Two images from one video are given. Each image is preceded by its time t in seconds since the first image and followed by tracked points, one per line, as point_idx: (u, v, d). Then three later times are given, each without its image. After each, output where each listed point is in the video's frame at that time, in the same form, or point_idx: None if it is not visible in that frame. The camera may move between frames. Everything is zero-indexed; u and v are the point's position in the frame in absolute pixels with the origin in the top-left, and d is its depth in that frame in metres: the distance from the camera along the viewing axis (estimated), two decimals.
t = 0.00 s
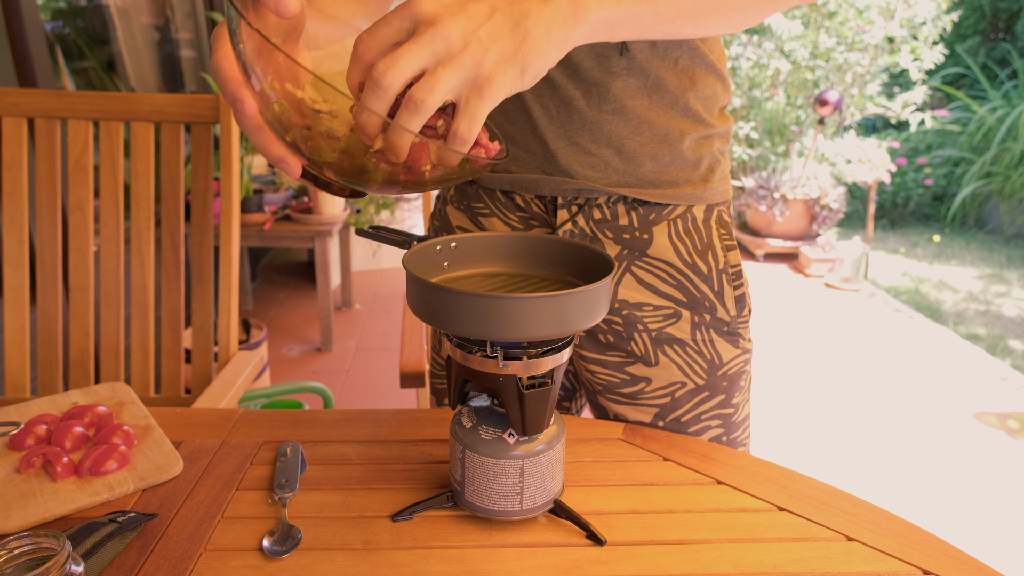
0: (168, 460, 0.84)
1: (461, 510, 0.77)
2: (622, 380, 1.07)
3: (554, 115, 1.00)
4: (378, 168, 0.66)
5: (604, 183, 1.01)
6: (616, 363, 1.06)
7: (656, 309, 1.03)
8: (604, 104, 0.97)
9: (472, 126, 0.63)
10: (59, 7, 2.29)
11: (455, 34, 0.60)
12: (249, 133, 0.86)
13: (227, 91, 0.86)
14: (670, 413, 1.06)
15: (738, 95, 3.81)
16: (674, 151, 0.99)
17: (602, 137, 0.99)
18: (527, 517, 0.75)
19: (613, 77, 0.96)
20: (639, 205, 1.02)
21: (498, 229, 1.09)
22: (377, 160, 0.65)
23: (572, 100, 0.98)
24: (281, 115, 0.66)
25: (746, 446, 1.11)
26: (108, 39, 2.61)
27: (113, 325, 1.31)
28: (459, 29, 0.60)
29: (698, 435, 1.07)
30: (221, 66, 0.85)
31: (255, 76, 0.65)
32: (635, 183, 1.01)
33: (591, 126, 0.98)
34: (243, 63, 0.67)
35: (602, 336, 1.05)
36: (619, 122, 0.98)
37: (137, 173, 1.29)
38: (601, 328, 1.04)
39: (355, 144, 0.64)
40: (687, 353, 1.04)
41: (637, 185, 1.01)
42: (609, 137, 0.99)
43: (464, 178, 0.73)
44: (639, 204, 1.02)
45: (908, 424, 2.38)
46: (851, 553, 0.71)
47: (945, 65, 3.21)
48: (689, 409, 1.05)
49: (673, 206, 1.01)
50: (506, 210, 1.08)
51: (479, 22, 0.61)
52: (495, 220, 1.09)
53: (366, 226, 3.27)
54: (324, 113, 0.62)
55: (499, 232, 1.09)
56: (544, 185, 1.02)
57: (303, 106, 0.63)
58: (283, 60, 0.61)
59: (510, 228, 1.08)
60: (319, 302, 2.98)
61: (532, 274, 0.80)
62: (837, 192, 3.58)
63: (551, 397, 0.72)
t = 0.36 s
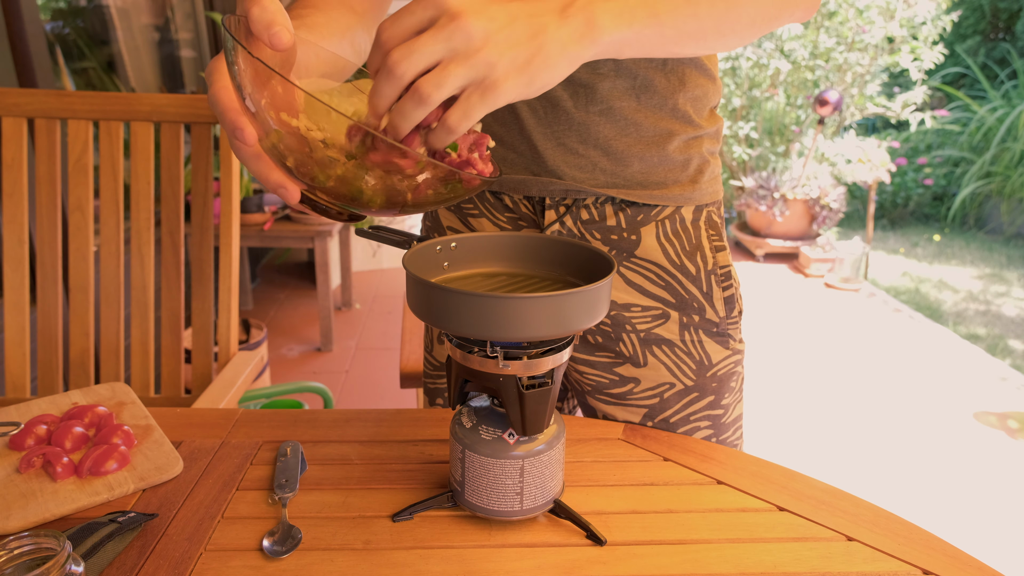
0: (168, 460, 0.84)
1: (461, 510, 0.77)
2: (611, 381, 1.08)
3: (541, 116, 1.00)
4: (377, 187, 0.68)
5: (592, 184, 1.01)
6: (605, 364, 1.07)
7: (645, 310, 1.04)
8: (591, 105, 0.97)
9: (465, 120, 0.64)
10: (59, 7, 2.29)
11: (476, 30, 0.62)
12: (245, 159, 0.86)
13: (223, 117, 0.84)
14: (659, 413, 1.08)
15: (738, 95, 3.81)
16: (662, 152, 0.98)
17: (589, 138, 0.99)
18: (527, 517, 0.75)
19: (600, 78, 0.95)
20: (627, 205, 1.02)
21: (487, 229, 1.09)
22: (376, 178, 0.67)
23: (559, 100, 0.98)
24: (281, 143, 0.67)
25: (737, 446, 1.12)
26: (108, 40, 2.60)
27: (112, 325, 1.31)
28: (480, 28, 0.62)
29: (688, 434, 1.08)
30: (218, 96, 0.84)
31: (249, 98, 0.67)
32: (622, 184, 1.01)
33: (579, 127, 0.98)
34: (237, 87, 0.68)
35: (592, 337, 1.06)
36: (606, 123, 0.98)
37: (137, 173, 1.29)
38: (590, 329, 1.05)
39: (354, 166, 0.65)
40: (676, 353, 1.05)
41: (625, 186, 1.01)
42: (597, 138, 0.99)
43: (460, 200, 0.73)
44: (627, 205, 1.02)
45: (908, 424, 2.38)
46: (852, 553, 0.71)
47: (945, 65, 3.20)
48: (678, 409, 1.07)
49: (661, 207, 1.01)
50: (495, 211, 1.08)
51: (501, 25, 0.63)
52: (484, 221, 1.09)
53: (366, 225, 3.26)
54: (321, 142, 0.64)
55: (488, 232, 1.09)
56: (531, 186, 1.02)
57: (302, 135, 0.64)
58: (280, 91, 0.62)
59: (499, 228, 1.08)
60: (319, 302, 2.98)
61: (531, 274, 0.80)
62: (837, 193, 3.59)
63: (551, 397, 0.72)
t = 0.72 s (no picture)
0: (168, 460, 0.84)
1: (460, 510, 0.77)
2: (605, 382, 1.08)
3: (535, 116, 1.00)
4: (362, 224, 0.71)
5: (585, 185, 1.01)
6: (600, 365, 1.07)
7: (639, 310, 1.04)
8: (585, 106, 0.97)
9: (566, 119, 0.66)
10: (58, 7, 2.29)
11: (574, 37, 0.62)
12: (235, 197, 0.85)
13: (212, 155, 0.84)
14: (654, 414, 1.07)
15: (738, 95, 3.82)
16: (656, 152, 0.98)
17: (583, 139, 0.99)
18: (527, 518, 0.75)
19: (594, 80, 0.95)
20: (621, 206, 1.02)
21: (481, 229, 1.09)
22: (362, 215, 0.70)
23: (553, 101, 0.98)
24: (267, 179, 0.71)
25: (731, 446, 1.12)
26: (108, 40, 2.60)
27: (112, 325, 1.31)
28: (578, 32, 0.62)
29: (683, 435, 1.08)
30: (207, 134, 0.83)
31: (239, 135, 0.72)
32: (616, 185, 1.01)
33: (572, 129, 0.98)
34: (224, 120, 0.73)
35: (586, 338, 1.06)
36: (600, 125, 0.98)
37: (137, 173, 1.29)
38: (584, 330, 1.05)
39: (340, 202, 0.69)
40: (671, 354, 1.05)
41: (619, 187, 1.01)
42: (591, 139, 0.98)
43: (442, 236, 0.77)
44: (621, 206, 1.02)
45: (908, 425, 2.38)
46: (851, 553, 0.71)
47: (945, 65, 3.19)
48: (673, 410, 1.07)
49: (655, 208, 1.01)
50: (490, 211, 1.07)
51: (594, 27, 0.63)
52: (478, 221, 1.09)
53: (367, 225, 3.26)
54: (308, 176, 0.68)
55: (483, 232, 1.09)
56: (525, 186, 1.03)
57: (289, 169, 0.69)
58: (268, 128, 0.67)
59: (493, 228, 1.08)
60: (318, 302, 2.98)
61: (529, 274, 0.80)
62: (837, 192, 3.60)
63: (550, 397, 0.72)
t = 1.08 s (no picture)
0: (168, 460, 0.84)
1: (461, 510, 0.77)
2: (608, 380, 1.07)
3: (539, 117, 1.00)
4: (312, 229, 0.69)
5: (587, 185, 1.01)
6: (603, 364, 1.07)
7: (641, 309, 1.04)
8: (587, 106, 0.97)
9: (565, 220, 0.65)
10: (59, 7, 2.29)
11: (541, 147, 0.65)
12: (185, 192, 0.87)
13: (158, 148, 0.84)
14: (657, 413, 1.07)
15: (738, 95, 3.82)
16: (659, 152, 0.98)
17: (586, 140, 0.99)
18: (527, 518, 0.75)
19: (598, 80, 0.96)
20: (624, 206, 1.02)
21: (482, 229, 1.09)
22: (313, 220, 0.68)
23: (557, 101, 0.98)
24: (217, 177, 0.68)
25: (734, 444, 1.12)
26: (108, 40, 2.60)
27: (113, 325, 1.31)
28: (543, 142, 0.66)
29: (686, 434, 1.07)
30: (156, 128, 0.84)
31: (185, 135, 0.69)
32: (619, 185, 1.00)
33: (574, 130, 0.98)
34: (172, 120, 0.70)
35: (589, 337, 1.06)
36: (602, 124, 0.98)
37: (137, 173, 1.29)
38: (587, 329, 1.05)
39: (293, 204, 0.66)
40: (674, 352, 1.05)
41: (620, 186, 1.01)
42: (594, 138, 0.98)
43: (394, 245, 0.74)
44: (623, 205, 1.02)
45: (907, 425, 2.38)
46: (852, 553, 0.71)
47: (945, 64, 3.19)
48: (676, 409, 1.06)
49: (657, 208, 1.02)
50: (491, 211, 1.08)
51: (559, 134, 0.67)
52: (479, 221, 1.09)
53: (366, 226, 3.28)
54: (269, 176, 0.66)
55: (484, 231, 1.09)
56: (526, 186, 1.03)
57: (245, 168, 0.66)
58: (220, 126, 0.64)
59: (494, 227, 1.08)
60: (318, 303, 2.97)
61: (531, 274, 0.80)
62: (836, 193, 3.60)
63: (550, 397, 0.72)
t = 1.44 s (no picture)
0: (168, 460, 0.84)
1: (461, 510, 0.77)
2: (603, 381, 1.08)
3: (535, 117, 1.00)
4: (307, 221, 0.69)
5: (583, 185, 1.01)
6: (597, 365, 1.07)
7: (637, 310, 1.04)
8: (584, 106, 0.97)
9: (575, 221, 0.67)
10: (59, 7, 2.29)
11: (550, 149, 0.68)
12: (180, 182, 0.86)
13: (155, 140, 0.84)
14: (651, 414, 1.08)
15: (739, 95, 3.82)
16: (654, 153, 0.98)
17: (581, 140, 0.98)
18: (527, 518, 0.75)
19: (594, 81, 0.96)
20: (619, 206, 1.02)
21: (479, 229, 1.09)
22: (309, 213, 0.68)
23: (552, 101, 0.98)
24: (212, 169, 0.68)
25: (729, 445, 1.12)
26: (108, 39, 2.60)
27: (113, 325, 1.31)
28: (553, 145, 0.68)
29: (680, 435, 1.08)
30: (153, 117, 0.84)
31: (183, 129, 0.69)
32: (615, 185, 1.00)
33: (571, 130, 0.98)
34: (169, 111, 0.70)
35: (584, 337, 1.06)
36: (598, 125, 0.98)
37: (137, 173, 1.29)
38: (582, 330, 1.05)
39: (290, 196, 0.67)
40: (668, 354, 1.05)
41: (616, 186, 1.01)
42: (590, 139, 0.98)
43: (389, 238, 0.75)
44: (619, 206, 1.02)
45: (907, 425, 2.38)
46: (852, 553, 0.71)
47: (945, 64, 3.19)
48: (670, 410, 1.07)
49: (653, 208, 1.01)
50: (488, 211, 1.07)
51: (568, 136, 0.69)
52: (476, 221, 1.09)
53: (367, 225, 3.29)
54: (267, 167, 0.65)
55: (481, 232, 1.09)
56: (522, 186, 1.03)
57: (243, 161, 0.66)
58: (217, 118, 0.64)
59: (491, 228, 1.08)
60: (318, 303, 2.98)
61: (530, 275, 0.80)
62: (836, 193, 3.61)
63: (550, 397, 0.72)
